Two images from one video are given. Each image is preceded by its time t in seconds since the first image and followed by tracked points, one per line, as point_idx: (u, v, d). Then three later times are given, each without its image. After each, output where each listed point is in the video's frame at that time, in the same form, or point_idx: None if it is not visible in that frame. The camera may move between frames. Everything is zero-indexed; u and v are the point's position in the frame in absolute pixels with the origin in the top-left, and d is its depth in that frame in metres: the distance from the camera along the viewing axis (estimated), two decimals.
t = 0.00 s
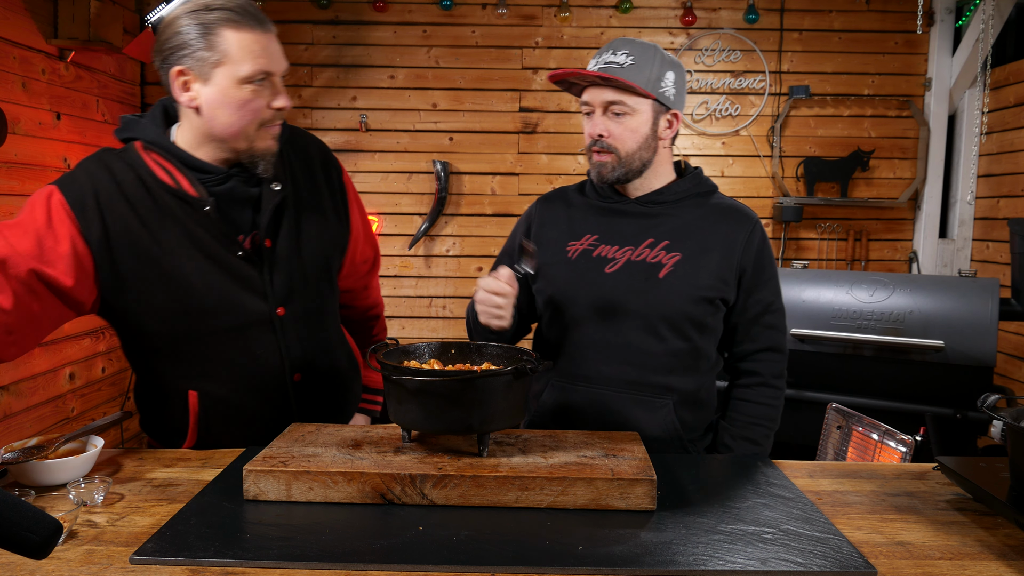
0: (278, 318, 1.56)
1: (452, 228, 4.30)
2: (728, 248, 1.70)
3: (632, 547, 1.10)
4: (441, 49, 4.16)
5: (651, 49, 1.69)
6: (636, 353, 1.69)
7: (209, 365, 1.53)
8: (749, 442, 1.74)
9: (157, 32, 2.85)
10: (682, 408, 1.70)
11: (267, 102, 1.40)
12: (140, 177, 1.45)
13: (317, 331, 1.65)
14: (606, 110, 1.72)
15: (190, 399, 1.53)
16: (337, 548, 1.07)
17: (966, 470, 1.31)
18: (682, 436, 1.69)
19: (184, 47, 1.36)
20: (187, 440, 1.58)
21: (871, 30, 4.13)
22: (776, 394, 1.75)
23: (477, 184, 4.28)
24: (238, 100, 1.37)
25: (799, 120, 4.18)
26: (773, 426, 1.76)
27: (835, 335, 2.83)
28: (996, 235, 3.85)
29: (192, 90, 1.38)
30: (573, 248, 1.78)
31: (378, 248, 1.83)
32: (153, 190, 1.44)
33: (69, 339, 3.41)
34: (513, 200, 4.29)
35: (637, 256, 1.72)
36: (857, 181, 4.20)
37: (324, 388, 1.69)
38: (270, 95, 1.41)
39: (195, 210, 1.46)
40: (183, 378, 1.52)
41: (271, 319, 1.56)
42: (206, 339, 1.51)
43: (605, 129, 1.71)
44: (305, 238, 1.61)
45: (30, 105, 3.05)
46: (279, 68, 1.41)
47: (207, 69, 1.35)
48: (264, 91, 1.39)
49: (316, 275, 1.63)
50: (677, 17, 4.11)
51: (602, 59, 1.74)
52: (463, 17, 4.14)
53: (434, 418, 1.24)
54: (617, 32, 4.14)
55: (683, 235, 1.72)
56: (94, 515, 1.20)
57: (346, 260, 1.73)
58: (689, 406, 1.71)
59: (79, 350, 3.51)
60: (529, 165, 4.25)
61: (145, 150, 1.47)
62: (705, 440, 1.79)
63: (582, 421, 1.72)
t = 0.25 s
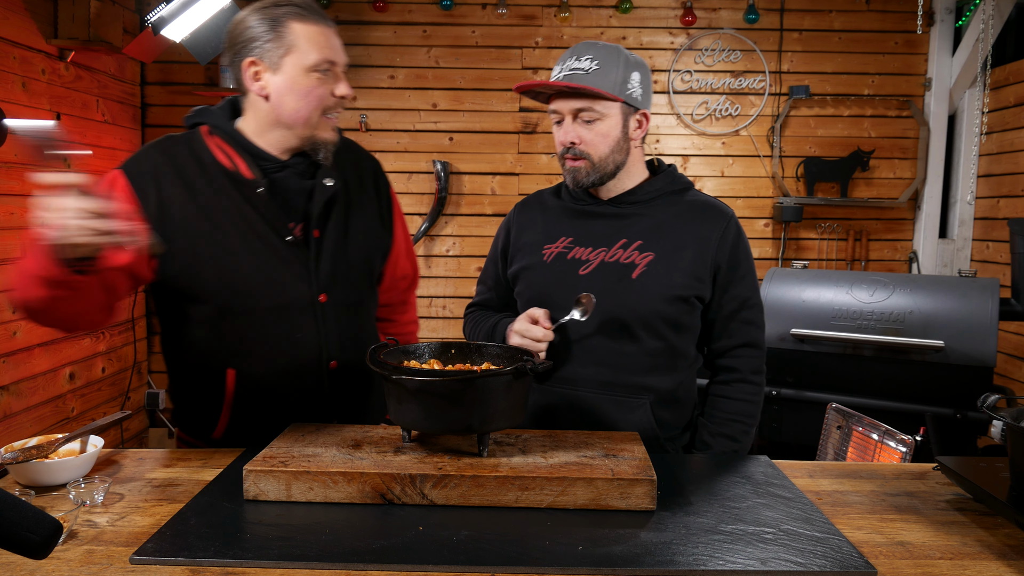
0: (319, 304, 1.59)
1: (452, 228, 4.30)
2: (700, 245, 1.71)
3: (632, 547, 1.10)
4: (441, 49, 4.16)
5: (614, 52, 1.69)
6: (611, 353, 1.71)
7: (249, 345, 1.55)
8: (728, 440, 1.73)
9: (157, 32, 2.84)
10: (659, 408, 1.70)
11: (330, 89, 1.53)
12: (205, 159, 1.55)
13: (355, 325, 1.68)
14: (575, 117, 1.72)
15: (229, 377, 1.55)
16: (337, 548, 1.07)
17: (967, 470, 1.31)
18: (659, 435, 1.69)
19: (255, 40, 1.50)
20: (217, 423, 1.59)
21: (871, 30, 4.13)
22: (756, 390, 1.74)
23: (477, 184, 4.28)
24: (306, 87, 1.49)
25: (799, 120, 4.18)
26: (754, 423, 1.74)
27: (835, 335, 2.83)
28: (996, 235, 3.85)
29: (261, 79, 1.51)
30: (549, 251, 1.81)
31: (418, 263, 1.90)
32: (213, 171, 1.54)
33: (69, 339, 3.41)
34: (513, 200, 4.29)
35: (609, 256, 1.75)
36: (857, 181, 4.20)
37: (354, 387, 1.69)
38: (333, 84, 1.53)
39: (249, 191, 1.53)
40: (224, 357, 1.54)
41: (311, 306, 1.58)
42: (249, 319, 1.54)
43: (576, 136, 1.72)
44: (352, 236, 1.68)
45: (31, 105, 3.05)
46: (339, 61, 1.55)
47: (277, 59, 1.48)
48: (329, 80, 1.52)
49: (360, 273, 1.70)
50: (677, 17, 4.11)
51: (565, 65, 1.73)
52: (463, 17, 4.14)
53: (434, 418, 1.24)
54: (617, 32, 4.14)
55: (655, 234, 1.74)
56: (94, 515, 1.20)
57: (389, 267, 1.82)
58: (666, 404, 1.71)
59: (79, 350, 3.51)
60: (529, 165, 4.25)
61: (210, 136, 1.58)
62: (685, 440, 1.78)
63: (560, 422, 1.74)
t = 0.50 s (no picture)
0: (362, 292, 1.66)
1: (452, 228, 4.30)
2: (687, 243, 1.72)
3: (632, 547, 1.10)
4: (441, 49, 4.16)
5: (590, 53, 1.69)
6: (602, 353, 1.71)
7: (297, 325, 1.61)
8: (717, 437, 1.74)
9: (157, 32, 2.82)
10: (650, 406, 1.70)
11: (346, 95, 1.51)
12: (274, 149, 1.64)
13: (393, 320, 1.75)
14: (555, 120, 1.72)
15: (266, 353, 1.61)
16: (337, 548, 1.07)
17: (967, 470, 1.31)
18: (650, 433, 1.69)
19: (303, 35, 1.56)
20: (247, 401, 1.62)
21: (871, 30, 4.13)
22: (746, 387, 1.74)
23: (477, 184, 4.28)
24: (321, 89, 1.51)
25: (799, 120, 4.18)
26: (745, 419, 1.75)
27: (835, 335, 2.83)
28: (996, 235, 3.85)
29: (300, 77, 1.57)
30: (535, 253, 1.82)
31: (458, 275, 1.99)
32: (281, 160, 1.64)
33: (68, 339, 3.41)
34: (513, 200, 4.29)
35: (594, 257, 1.75)
36: (857, 181, 4.21)
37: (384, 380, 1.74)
38: (349, 90, 1.51)
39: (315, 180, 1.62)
40: (269, 333, 1.61)
41: (356, 293, 1.66)
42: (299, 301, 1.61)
43: (557, 140, 1.72)
44: (399, 237, 1.77)
45: (30, 105, 3.05)
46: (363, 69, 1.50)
47: (307, 59, 1.52)
48: (345, 85, 1.51)
49: (404, 272, 1.78)
50: (677, 17, 4.11)
51: (542, 69, 1.72)
52: (463, 17, 4.14)
53: (434, 418, 1.24)
54: (617, 32, 4.14)
55: (641, 234, 1.74)
56: (94, 515, 1.20)
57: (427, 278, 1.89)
58: (656, 402, 1.71)
59: (79, 350, 3.51)
60: (529, 165, 4.25)
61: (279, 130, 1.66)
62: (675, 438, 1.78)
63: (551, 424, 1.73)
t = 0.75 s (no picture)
0: (394, 288, 1.69)
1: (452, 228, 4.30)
2: (685, 241, 1.72)
3: (632, 547, 1.10)
4: (441, 49, 4.17)
5: (593, 52, 1.71)
6: (603, 352, 1.71)
7: (331, 319, 1.64)
8: (718, 437, 1.74)
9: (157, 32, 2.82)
10: (651, 405, 1.70)
11: (378, 94, 1.60)
12: (313, 151, 1.69)
13: (422, 318, 1.77)
14: (551, 115, 1.73)
15: (299, 342, 1.61)
16: (337, 548, 1.07)
17: (967, 470, 1.31)
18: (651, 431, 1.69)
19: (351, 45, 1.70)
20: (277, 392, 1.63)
21: (871, 30, 4.13)
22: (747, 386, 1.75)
23: (477, 184, 4.28)
24: (355, 90, 1.62)
25: (799, 120, 4.18)
26: (745, 418, 1.75)
27: (835, 335, 2.83)
28: (996, 235, 3.85)
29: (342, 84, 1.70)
30: (535, 253, 1.82)
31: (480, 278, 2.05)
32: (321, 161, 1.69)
33: (69, 339, 3.41)
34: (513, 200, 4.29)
35: (593, 257, 1.75)
36: (857, 181, 4.21)
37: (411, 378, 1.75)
38: (380, 90, 1.60)
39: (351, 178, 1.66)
40: (302, 323, 1.62)
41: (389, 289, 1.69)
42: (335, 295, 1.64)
43: (550, 133, 1.72)
44: (431, 240, 1.81)
45: (31, 105, 3.05)
46: (396, 70, 1.60)
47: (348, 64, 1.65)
48: (377, 86, 1.61)
49: (434, 273, 1.81)
50: (677, 17, 4.11)
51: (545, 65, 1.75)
52: (463, 17, 4.14)
53: (434, 418, 1.24)
54: (617, 32, 4.14)
55: (639, 233, 1.74)
56: (93, 515, 1.20)
57: (459, 278, 1.97)
58: (658, 401, 1.71)
59: (79, 350, 3.51)
60: (529, 165, 4.25)
61: (319, 134, 1.73)
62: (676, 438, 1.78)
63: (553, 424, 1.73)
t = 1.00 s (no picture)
0: (399, 285, 1.69)
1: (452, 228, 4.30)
2: (687, 242, 1.71)
3: (632, 547, 1.10)
4: (441, 49, 4.17)
5: (602, 49, 1.76)
6: (604, 351, 1.71)
7: (336, 318, 1.64)
8: (720, 440, 1.74)
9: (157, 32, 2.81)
10: (652, 405, 1.70)
11: (393, 99, 1.59)
12: (321, 151, 1.71)
13: (428, 317, 1.77)
14: (553, 104, 1.79)
15: (305, 340, 1.62)
16: (337, 548, 1.07)
17: (967, 470, 1.31)
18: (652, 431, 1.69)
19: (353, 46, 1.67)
20: (284, 389, 1.62)
21: (871, 30, 4.13)
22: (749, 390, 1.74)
23: (477, 184, 4.28)
24: (367, 95, 1.60)
25: (799, 120, 4.18)
26: (747, 422, 1.75)
27: (835, 335, 2.83)
28: (996, 235, 3.85)
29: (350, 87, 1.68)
30: (537, 253, 1.83)
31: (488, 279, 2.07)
32: (327, 161, 1.70)
33: (69, 339, 3.42)
34: (513, 200, 4.29)
35: (594, 256, 1.75)
36: (857, 181, 4.21)
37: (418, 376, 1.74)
38: (395, 95, 1.59)
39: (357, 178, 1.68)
40: (306, 321, 1.63)
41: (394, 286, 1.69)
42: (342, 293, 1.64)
43: (548, 121, 1.79)
44: (437, 240, 1.81)
45: (31, 105, 3.05)
46: (409, 74, 1.58)
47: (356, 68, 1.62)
48: (391, 91, 1.59)
49: (441, 273, 1.81)
50: (677, 17, 4.11)
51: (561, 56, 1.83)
52: (463, 17, 4.14)
53: (434, 418, 1.24)
54: (617, 32, 4.14)
55: (641, 233, 1.74)
56: (93, 515, 1.20)
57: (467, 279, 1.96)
58: (659, 401, 1.70)
59: (79, 350, 3.51)
60: (529, 165, 4.25)
61: (328, 134, 1.74)
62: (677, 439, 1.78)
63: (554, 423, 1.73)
